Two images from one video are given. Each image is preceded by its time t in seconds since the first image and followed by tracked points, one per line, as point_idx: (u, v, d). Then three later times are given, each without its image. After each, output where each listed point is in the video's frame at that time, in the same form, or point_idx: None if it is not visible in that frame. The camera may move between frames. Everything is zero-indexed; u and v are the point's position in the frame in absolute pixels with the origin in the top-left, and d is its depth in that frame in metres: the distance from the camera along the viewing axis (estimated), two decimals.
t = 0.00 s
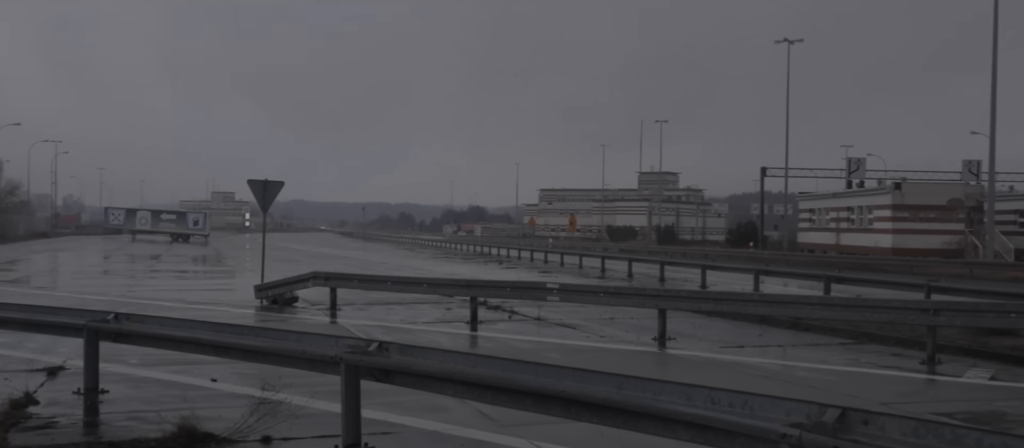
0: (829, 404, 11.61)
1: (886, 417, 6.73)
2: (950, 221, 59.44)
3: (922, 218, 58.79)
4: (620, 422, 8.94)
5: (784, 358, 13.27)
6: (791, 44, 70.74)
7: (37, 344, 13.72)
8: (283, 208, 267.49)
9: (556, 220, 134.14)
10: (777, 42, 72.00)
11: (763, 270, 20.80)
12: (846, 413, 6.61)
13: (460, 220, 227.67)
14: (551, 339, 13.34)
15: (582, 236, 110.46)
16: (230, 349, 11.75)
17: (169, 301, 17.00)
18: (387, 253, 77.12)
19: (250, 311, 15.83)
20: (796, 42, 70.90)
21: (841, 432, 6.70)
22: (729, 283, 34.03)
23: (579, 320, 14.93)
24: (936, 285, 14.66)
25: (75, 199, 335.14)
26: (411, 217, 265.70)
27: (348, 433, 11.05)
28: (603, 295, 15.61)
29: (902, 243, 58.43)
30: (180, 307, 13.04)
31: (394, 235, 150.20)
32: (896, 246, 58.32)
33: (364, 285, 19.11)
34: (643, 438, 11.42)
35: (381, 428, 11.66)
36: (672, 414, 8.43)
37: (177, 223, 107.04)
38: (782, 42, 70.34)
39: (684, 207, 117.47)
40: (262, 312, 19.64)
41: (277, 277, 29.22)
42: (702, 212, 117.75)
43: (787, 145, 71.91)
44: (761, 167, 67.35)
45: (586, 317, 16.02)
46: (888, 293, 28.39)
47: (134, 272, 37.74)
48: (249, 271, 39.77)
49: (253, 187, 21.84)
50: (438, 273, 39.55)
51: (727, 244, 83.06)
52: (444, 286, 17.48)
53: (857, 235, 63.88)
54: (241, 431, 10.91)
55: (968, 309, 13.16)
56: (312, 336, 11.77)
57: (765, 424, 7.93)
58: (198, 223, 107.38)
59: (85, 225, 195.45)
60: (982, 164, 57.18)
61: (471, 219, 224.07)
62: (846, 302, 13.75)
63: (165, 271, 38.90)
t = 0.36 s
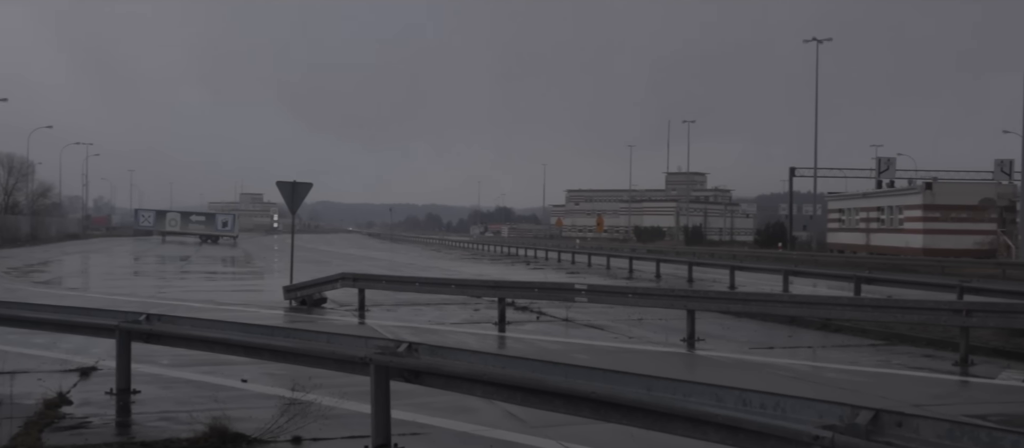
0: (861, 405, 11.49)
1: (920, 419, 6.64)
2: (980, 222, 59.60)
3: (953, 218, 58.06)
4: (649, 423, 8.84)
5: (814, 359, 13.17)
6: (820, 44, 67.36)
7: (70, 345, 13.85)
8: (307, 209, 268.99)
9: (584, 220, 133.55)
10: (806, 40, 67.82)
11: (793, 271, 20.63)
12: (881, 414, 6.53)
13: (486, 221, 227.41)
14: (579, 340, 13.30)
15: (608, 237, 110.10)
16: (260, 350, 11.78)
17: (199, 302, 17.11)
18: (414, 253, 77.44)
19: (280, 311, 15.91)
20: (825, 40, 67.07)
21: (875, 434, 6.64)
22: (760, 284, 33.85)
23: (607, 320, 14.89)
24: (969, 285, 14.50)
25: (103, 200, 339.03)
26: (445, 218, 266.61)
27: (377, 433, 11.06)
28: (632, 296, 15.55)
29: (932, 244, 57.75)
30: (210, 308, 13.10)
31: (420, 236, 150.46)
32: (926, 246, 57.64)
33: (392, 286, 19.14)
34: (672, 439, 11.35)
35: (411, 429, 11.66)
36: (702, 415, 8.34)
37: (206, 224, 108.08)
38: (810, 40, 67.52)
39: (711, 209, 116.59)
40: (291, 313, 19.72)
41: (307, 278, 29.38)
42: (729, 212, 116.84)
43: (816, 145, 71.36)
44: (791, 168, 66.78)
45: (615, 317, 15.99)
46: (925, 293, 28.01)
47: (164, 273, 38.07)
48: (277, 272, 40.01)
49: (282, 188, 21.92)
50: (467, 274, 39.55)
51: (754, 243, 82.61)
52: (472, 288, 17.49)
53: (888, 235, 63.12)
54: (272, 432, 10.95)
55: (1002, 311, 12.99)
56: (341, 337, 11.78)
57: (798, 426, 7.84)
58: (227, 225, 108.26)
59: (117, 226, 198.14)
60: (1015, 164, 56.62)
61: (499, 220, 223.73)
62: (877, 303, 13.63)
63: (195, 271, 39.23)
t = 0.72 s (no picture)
0: (892, 405, 11.35)
1: (954, 421, 6.59)
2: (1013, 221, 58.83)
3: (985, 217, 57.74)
4: (678, 423, 8.76)
5: (844, 359, 13.06)
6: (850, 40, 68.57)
7: (102, 344, 13.97)
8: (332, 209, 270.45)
9: (611, 220, 133.05)
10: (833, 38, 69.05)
11: (821, 270, 20.49)
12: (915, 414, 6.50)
13: (513, 220, 227.23)
14: (608, 340, 13.24)
15: (632, 236, 109.73)
16: (289, 349, 11.82)
17: (228, 301, 17.21)
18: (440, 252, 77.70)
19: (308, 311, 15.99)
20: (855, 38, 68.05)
21: (908, 434, 6.64)
22: (789, 282, 33.70)
23: (635, 320, 14.83)
24: (1002, 284, 14.33)
25: (131, 200, 342.80)
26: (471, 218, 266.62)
27: (406, 433, 11.05)
28: (659, 295, 15.50)
29: (964, 243, 57.58)
30: (239, 308, 13.15)
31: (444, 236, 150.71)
32: (957, 246, 57.51)
33: (419, 286, 19.16)
34: (702, 439, 11.27)
35: (439, 428, 11.67)
36: (732, 415, 8.25)
37: (234, 224, 109.04)
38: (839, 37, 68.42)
39: (739, 207, 115.82)
40: (319, 312, 19.80)
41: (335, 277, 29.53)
42: (757, 211, 115.96)
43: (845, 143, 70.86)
44: (819, 166, 66.40)
45: (642, 317, 15.96)
46: (960, 291, 27.68)
47: (193, 272, 38.36)
48: (305, 272, 40.23)
49: (310, 187, 22.00)
50: (494, 273, 39.62)
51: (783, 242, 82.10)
52: (499, 287, 17.49)
53: (917, 234, 62.85)
54: (301, 430, 10.99)
55: None
56: (369, 337, 11.79)
57: (830, 426, 7.74)
58: (255, 225, 109.05)
59: (147, 227, 200.48)
60: None
61: (524, 219, 223.14)
62: (908, 302, 13.51)
63: (223, 271, 39.52)
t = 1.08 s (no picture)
0: (920, 405, 11.24)
1: (985, 419, 6.51)
2: None
3: (1014, 214, 57.35)
4: (705, 423, 8.69)
5: (871, 358, 12.96)
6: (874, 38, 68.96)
7: (129, 343, 14.07)
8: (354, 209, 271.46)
9: (634, 220, 132.59)
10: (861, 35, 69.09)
11: (848, 268, 20.38)
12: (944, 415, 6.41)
13: (537, 220, 226.96)
14: (633, 339, 13.20)
15: (655, 236, 109.39)
16: (315, 348, 11.84)
17: (254, 301, 17.29)
18: (464, 252, 77.86)
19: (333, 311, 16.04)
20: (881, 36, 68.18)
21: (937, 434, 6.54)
22: (815, 281, 33.51)
23: (660, 319, 14.79)
24: None
25: (154, 201, 345.76)
26: (495, 218, 266.77)
27: (432, 432, 11.05)
28: (684, 294, 15.48)
29: (992, 241, 57.39)
30: (266, 307, 13.20)
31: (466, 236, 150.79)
32: (986, 244, 57.28)
33: (443, 285, 19.18)
34: (730, 439, 11.20)
35: (465, 427, 11.67)
36: (760, 415, 8.18)
37: (259, 224, 109.81)
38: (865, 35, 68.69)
39: (763, 207, 115.08)
40: (343, 311, 19.86)
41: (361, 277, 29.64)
42: (781, 210, 115.11)
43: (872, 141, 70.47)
44: (844, 164, 66.10)
45: (667, 316, 15.92)
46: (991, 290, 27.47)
47: (218, 272, 38.63)
48: (329, 271, 40.45)
49: (335, 187, 22.06)
50: (517, 272, 39.67)
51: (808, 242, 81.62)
52: (523, 286, 17.49)
53: (945, 232, 62.45)
54: (328, 429, 11.02)
55: None
56: (394, 336, 11.80)
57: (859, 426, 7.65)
58: (279, 224, 109.75)
59: (174, 227, 202.26)
60: None
61: (548, 219, 222.71)
62: (937, 301, 13.40)
63: (248, 271, 39.79)
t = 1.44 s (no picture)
0: (949, 408, 11.11)
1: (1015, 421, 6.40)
2: None
3: None
4: (731, 425, 8.58)
5: (897, 361, 12.85)
6: (901, 38, 68.06)
7: (156, 344, 14.17)
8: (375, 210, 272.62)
9: (659, 220, 131.70)
10: (886, 36, 69.24)
11: (875, 270, 20.24)
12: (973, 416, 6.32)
13: (561, 222, 226.46)
14: (659, 341, 13.15)
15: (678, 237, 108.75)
16: (340, 349, 11.87)
17: (279, 302, 17.37)
18: (487, 253, 78.04)
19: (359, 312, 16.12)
20: (907, 36, 68.26)
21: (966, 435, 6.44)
22: (842, 284, 33.22)
23: (684, 321, 14.73)
24: None
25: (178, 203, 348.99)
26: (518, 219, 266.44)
27: (457, 433, 11.05)
28: (709, 295, 15.43)
29: (1020, 242, 56.89)
30: (291, 309, 13.24)
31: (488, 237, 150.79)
32: (1014, 245, 56.76)
33: (468, 287, 19.21)
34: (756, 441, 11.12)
35: (489, 428, 11.65)
36: (787, 417, 8.07)
37: (284, 226, 110.58)
38: (891, 36, 68.57)
39: (788, 208, 114.27)
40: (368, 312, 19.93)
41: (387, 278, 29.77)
42: (807, 211, 114.03)
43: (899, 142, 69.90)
44: (871, 165, 65.61)
45: (692, 318, 15.88)
46: None
47: (243, 273, 38.92)
48: (353, 273, 40.64)
49: (359, 189, 22.14)
50: (541, 274, 39.59)
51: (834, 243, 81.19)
52: (548, 288, 17.50)
53: (973, 234, 61.88)
54: (353, 430, 11.05)
55: None
56: (419, 338, 11.81)
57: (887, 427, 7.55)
58: (304, 226, 110.43)
59: (200, 228, 204.03)
60: None
61: (571, 221, 222.02)
62: (965, 303, 13.28)
63: (272, 272, 40.05)
